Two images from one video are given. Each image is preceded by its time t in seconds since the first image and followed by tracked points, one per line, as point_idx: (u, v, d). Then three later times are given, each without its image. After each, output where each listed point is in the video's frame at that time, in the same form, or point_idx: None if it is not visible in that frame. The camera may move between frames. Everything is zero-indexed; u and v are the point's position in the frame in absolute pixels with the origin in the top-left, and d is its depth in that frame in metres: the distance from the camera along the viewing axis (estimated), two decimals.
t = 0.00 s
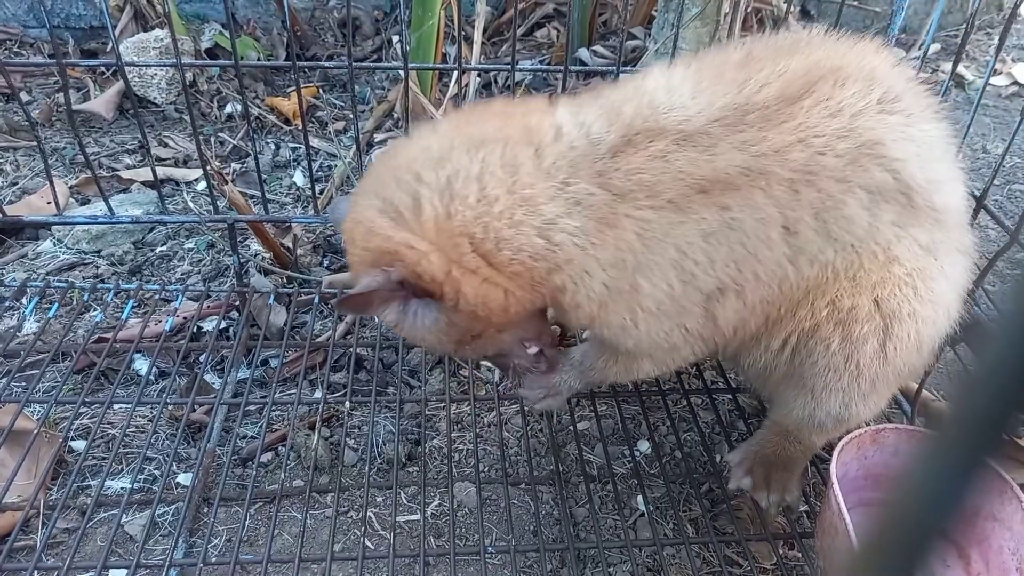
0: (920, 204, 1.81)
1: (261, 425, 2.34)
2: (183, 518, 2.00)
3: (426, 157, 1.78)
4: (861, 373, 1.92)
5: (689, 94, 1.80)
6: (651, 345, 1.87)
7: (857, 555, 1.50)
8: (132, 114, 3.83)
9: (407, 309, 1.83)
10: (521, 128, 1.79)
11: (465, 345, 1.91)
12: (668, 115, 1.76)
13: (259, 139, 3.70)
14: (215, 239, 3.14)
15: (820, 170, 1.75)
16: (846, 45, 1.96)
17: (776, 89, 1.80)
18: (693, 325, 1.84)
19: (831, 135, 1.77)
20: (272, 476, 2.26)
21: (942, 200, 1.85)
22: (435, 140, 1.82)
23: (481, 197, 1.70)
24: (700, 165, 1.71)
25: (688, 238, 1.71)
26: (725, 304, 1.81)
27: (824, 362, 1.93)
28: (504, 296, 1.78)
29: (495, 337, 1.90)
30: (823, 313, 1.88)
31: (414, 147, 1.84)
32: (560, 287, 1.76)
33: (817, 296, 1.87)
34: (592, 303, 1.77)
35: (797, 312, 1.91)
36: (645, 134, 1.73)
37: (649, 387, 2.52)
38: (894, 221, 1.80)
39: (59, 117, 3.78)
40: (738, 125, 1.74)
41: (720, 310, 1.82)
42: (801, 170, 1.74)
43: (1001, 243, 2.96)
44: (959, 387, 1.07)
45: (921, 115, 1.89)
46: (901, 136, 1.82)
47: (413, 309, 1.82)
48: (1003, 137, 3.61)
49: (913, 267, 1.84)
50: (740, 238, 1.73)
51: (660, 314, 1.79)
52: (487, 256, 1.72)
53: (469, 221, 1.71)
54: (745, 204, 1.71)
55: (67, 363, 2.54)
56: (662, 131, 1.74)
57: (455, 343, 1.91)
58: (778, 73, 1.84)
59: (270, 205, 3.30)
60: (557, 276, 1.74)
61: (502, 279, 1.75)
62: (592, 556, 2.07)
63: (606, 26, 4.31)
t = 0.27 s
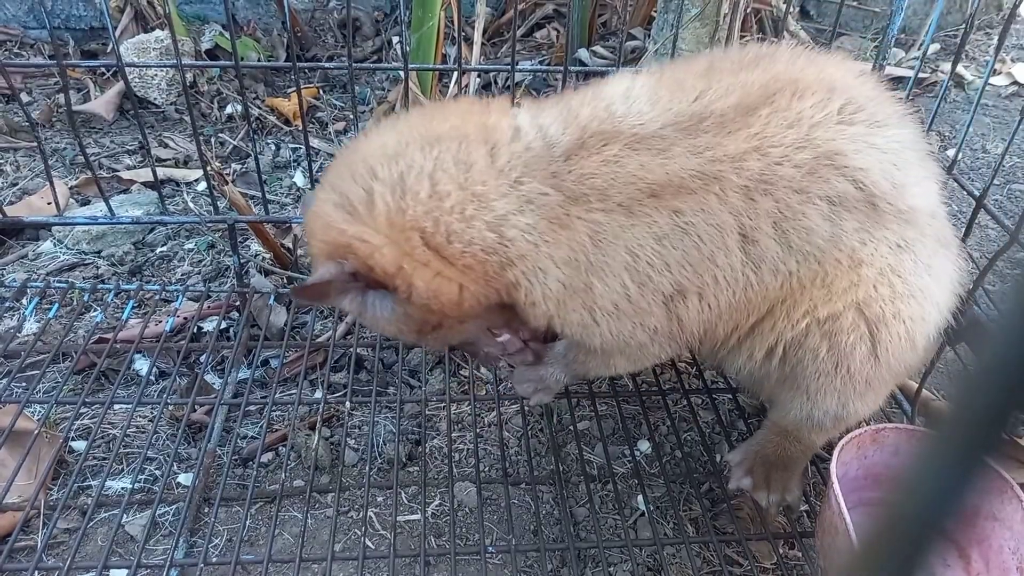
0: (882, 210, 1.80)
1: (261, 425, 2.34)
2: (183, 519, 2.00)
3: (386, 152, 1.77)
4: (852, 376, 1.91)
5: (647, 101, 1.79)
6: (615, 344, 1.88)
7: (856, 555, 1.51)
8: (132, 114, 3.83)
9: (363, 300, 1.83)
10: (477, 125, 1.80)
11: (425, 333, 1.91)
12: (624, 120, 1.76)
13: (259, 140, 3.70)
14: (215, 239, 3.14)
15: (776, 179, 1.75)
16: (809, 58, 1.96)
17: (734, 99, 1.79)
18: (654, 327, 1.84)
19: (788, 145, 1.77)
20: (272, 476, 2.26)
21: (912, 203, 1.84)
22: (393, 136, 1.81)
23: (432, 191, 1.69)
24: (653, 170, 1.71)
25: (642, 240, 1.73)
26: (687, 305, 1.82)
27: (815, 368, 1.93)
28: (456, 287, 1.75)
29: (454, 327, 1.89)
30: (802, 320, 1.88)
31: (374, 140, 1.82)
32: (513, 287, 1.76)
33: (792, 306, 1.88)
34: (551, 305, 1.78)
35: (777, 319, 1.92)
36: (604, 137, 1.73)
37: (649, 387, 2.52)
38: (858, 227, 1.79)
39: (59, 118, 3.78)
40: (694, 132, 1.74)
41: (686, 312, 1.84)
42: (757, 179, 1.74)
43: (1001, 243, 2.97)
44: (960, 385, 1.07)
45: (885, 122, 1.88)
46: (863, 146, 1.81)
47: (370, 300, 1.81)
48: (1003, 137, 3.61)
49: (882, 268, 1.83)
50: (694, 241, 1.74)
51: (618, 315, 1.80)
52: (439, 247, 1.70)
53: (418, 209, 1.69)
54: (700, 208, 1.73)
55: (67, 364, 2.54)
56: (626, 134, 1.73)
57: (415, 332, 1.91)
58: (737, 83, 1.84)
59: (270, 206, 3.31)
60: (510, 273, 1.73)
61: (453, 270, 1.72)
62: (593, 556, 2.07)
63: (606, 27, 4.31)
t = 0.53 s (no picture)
0: (875, 208, 1.83)
1: (261, 424, 2.35)
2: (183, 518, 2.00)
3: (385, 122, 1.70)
4: (848, 374, 1.90)
5: (643, 100, 1.82)
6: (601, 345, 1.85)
7: (855, 554, 1.51)
8: (132, 114, 3.83)
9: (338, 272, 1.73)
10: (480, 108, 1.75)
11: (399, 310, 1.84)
12: (623, 117, 1.77)
13: (259, 139, 3.71)
14: (215, 239, 3.15)
15: (772, 178, 1.76)
16: (804, 60, 2.00)
17: (729, 99, 1.82)
18: (644, 328, 1.82)
19: (784, 144, 1.79)
20: (272, 475, 2.27)
21: (903, 203, 1.87)
22: (395, 104, 1.73)
23: (427, 168, 1.64)
24: (649, 167, 1.71)
25: (637, 238, 1.71)
26: (680, 306, 1.80)
27: (811, 367, 1.93)
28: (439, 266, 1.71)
29: (429, 308, 1.83)
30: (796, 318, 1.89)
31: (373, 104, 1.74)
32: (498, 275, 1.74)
33: (787, 307, 1.88)
34: (539, 300, 1.75)
35: (772, 321, 1.92)
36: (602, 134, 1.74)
37: (648, 387, 2.53)
38: (851, 226, 1.82)
39: (58, 117, 3.78)
40: (690, 129, 1.76)
41: (680, 314, 1.82)
42: (754, 177, 1.75)
43: (1000, 243, 2.97)
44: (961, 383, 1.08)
45: (879, 123, 1.92)
46: (855, 147, 1.84)
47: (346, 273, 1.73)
48: (1002, 137, 3.62)
49: (875, 265, 1.84)
50: (689, 240, 1.73)
51: (606, 314, 1.77)
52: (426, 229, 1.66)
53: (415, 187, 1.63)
54: (695, 209, 1.73)
55: (67, 363, 2.54)
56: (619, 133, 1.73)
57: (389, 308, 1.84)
58: (732, 84, 1.88)
59: (270, 205, 3.31)
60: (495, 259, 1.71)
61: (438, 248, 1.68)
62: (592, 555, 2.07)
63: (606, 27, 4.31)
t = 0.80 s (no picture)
0: (873, 208, 1.82)
1: (254, 424, 2.33)
2: (175, 517, 1.99)
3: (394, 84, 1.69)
4: (841, 371, 1.90)
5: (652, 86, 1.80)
6: (591, 331, 1.87)
7: (850, 555, 1.50)
8: (126, 111, 3.81)
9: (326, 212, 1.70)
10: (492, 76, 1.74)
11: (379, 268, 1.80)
12: (631, 102, 1.75)
13: (254, 138, 3.69)
14: (209, 237, 3.13)
15: (775, 172, 1.76)
16: (809, 54, 1.98)
17: (738, 87, 1.81)
18: (638, 315, 1.83)
19: (788, 137, 1.79)
20: (264, 474, 2.25)
21: (901, 201, 1.86)
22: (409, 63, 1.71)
23: (436, 126, 1.63)
24: (659, 153, 1.71)
25: (638, 223, 1.72)
26: (674, 296, 1.81)
27: (804, 365, 1.92)
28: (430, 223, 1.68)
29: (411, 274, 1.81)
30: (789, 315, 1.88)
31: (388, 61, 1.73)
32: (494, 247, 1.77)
33: (780, 304, 1.88)
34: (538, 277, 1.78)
35: (763, 317, 1.92)
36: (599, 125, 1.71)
37: (643, 387, 2.52)
38: (848, 224, 1.81)
39: (52, 114, 3.76)
40: (697, 115, 1.75)
41: (676, 304, 1.83)
42: (756, 171, 1.76)
43: (995, 245, 2.97)
44: (956, 379, 1.07)
45: (882, 121, 1.90)
46: (856, 143, 1.83)
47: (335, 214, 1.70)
48: (997, 140, 3.62)
49: (872, 263, 1.83)
50: (693, 230, 1.75)
51: (601, 300, 1.80)
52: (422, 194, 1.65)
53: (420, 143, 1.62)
54: (698, 199, 1.74)
55: (58, 361, 2.52)
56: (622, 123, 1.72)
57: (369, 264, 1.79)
58: (739, 74, 1.85)
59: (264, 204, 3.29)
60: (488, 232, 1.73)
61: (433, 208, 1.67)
62: (586, 556, 2.06)
63: (602, 27, 4.31)
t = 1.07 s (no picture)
0: (865, 199, 1.87)
1: (254, 424, 2.33)
2: (175, 518, 1.99)
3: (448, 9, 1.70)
4: (836, 364, 1.91)
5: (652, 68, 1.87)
6: (586, 308, 1.95)
7: (851, 556, 1.50)
8: (127, 112, 3.82)
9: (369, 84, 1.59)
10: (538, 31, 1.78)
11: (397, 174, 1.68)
12: (635, 80, 1.82)
13: (255, 138, 3.69)
14: (209, 237, 3.13)
15: (767, 154, 1.82)
16: (804, 46, 2.03)
17: (731, 74, 1.88)
18: (634, 294, 1.91)
19: (780, 122, 1.84)
20: (265, 475, 2.25)
21: (891, 195, 1.90)
22: None
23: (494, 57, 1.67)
24: (658, 127, 1.79)
25: (637, 198, 1.80)
26: (671, 276, 1.89)
27: (797, 356, 1.94)
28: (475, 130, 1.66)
29: (405, 165, 1.67)
30: (783, 304, 1.92)
31: None
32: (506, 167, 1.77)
33: (771, 293, 1.93)
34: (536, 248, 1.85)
35: (757, 308, 1.96)
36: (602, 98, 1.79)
37: (644, 387, 2.52)
38: (839, 214, 1.86)
39: (53, 115, 3.76)
40: (693, 98, 1.82)
41: (671, 282, 1.90)
42: (748, 154, 1.82)
43: (996, 245, 2.97)
44: (958, 378, 1.07)
45: (874, 116, 1.95)
46: (850, 134, 1.89)
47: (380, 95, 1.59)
48: (998, 139, 3.62)
49: (864, 256, 1.87)
50: (688, 208, 1.82)
51: (599, 275, 1.88)
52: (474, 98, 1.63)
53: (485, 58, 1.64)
54: (693, 178, 1.81)
55: (59, 362, 2.52)
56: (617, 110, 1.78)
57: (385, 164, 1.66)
58: (733, 61, 1.93)
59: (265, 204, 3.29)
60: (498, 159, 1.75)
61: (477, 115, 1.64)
62: (586, 556, 2.06)
63: (603, 27, 4.31)
